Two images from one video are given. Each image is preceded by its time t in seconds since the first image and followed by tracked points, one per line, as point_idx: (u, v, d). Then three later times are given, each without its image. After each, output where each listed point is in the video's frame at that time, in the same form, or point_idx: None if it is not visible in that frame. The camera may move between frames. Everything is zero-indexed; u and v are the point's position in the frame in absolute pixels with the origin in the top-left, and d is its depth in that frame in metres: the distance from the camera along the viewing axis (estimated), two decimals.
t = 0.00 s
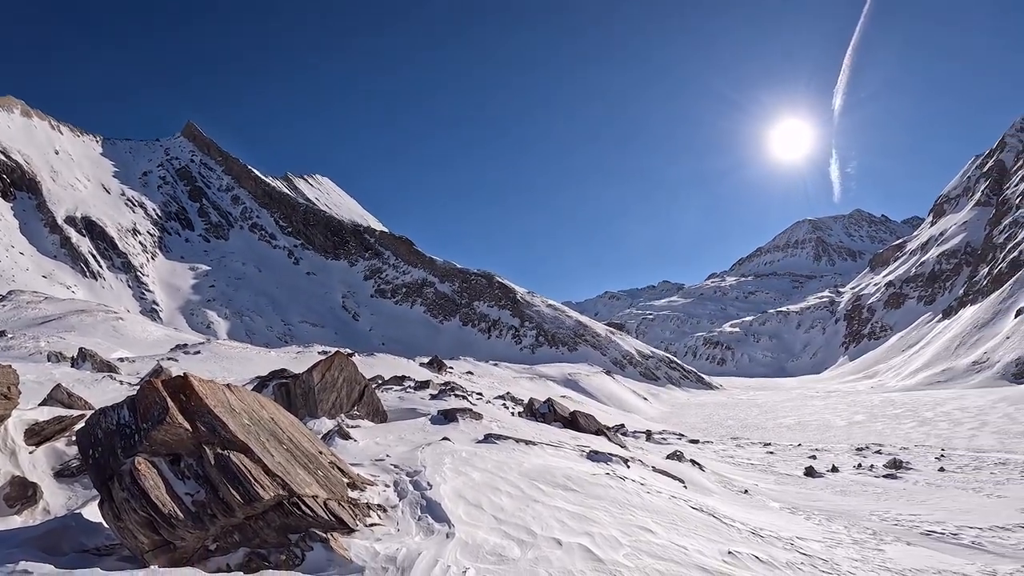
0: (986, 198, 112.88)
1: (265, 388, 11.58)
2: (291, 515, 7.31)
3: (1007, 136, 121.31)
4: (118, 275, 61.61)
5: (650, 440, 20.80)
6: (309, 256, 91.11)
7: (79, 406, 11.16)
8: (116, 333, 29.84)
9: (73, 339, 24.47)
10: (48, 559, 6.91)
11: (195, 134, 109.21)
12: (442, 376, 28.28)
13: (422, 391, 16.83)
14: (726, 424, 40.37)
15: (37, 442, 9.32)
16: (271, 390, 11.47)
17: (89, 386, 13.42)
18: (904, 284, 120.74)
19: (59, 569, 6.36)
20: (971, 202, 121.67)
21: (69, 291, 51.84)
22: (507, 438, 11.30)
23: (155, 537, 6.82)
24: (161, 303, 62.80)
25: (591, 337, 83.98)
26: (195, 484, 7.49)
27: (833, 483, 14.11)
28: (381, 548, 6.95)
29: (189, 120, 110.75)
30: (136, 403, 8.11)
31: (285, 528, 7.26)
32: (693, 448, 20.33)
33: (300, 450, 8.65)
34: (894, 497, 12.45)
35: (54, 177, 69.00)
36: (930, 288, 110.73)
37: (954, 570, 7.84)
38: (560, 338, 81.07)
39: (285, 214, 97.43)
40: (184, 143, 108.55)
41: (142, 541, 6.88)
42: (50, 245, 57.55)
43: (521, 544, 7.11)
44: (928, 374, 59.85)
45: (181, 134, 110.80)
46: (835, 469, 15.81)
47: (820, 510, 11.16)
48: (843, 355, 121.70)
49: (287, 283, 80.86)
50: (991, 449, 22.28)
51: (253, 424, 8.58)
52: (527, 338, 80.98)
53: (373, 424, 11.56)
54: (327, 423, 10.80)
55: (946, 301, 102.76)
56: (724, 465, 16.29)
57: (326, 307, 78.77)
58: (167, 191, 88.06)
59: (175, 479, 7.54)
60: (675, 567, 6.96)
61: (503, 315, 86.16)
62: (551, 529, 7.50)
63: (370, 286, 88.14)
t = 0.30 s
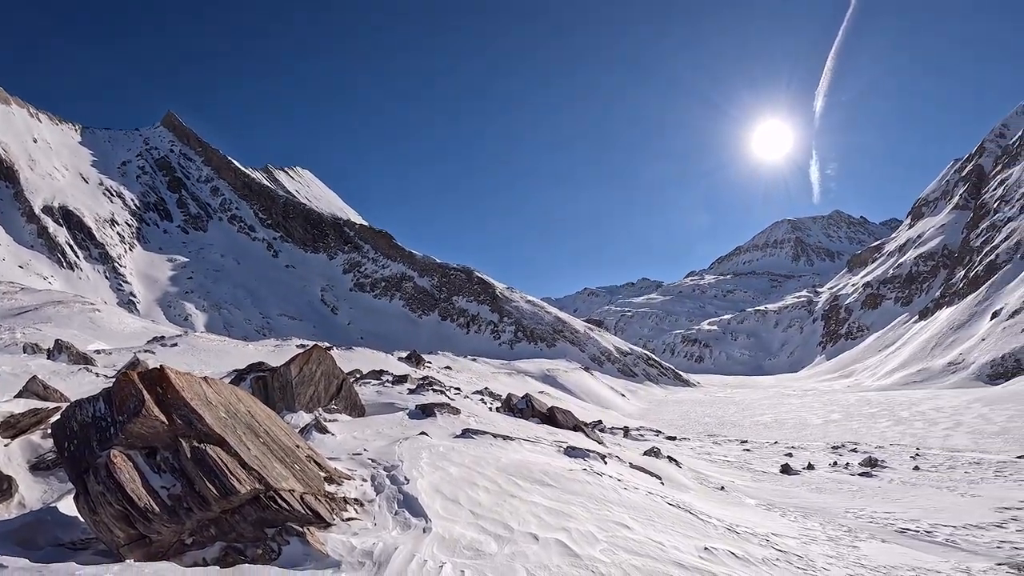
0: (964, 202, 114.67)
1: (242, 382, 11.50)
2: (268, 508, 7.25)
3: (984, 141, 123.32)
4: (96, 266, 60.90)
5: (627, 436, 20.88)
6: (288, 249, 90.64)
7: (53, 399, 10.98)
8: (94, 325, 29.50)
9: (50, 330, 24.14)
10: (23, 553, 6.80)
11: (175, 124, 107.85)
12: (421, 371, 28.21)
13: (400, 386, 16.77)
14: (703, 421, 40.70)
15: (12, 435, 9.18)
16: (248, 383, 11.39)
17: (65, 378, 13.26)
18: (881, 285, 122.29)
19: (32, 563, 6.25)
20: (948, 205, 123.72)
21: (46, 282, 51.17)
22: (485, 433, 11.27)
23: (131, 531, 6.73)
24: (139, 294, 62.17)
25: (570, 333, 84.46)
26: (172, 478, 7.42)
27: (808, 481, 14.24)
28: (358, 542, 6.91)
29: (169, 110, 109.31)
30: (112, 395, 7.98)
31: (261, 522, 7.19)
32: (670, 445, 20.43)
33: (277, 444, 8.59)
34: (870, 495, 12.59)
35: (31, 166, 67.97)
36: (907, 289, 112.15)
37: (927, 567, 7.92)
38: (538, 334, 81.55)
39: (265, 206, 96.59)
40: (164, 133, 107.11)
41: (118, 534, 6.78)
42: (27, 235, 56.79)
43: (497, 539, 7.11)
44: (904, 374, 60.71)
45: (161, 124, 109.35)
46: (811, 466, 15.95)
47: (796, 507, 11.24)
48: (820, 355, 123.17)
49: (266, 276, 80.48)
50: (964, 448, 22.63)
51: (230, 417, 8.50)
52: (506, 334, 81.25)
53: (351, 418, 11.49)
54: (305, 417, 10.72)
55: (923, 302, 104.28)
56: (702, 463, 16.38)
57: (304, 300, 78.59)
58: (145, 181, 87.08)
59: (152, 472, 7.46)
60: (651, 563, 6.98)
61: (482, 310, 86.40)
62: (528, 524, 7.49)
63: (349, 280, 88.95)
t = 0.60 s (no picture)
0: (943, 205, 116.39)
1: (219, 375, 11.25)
2: (245, 503, 7.19)
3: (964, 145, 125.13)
4: (74, 258, 60.09)
5: (605, 433, 20.92)
6: (268, 242, 90.16)
7: (26, 392, 10.79)
8: (71, 317, 29.22)
9: (26, 322, 23.88)
10: None
11: (155, 114, 106.51)
12: (401, 366, 28.13)
13: (379, 380, 16.73)
14: (681, 418, 41.02)
15: None
16: (226, 376, 11.15)
17: (42, 370, 13.16)
18: (859, 286, 123.73)
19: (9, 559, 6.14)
20: (927, 208, 125.52)
21: (23, 273, 50.37)
22: (464, 428, 11.24)
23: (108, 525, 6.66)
24: (117, 286, 61.45)
25: (549, 330, 85.03)
26: (149, 472, 7.34)
27: (785, 478, 14.34)
28: (336, 537, 6.88)
29: (149, 100, 107.72)
30: (87, 388, 7.84)
31: (239, 516, 7.14)
32: (647, 442, 20.52)
33: (256, 439, 8.51)
34: (847, 493, 12.72)
35: (9, 154, 66.85)
36: (885, 290, 113.63)
37: (902, 564, 8.02)
38: (518, 330, 81.92)
39: (244, 199, 96.24)
40: (143, 123, 105.58)
41: (96, 529, 6.72)
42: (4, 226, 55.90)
43: (475, 535, 7.08)
44: (881, 374, 61.46)
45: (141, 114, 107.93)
46: (788, 464, 16.08)
47: (772, 504, 11.33)
48: (798, 353, 124.62)
49: (245, 269, 80.12)
50: (939, 448, 22.89)
51: (206, 410, 8.41)
52: (485, 330, 81.41)
53: (329, 412, 11.41)
54: (283, 411, 10.62)
55: (900, 303, 105.73)
56: (680, 459, 16.44)
57: (283, 294, 78.38)
58: (124, 171, 85.98)
59: (129, 466, 7.38)
60: (628, 558, 7.01)
61: (461, 306, 86.56)
62: (506, 520, 7.48)
63: (329, 274, 88.06)
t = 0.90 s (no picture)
0: (923, 207, 118.01)
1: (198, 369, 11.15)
2: (225, 499, 7.13)
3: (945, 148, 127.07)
4: (52, 249, 59.20)
5: (585, 429, 20.96)
6: (249, 236, 89.76)
7: (0, 386, 10.60)
8: (49, 310, 28.84)
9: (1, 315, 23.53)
10: None
11: (137, 105, 105.25)
12: (383, 361, 28.04)
13: (359, 376, 16.65)
14: (661, 415, 41.30)
15: None
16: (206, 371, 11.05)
17: (19, 363, 13.02)
18: (839, 286, 125.07)
19: None
20: (908, 209, 127.24)
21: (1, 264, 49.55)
22: (444, 424, 11.21)
23: (86, 521, 6.57)
24: (96, 279, 60.68)
25: (530, 326, 85.55)
26: (128, 467, 7.24)
27: (764, 475, 14.46)
28: (316, 532, 6.84)
29: (131, 91, 106.45)
30: (66, 381, 7.70)
31: (218, 512, 7.09)
32: (627, 438, 20.58)
33: (235, 434, 8.45)
34: (825, 490, 12.84)
35: None
36: (864, 290, 114.97)
37: (880, 561, 8.09)
38: (499, 326, 82.03)
39: (226, 191, 95.72)
40: (124, 114, 104.17)
41: (74, 524, 6.58)
42: None
43: (455, 530, 7.09)
44: (859, 373, 62.15)
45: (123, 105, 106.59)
46: (767, 461, 16.19)
47: (751, 501, 11.39)
48: (778, 352, 125.81)
49: (225, 262, 79.65)
50: (917, 447, 23.19)
51: (186, 405, 8.34)
52: (466, 326, 81.01)
53: (309, 408, 11.35)
54: (262, 406, 10.53)
55: (880, 303, 107.01)
56: (660, 456, 16.49)
57: (264, 288, 78.08)
58: (105, 162, 84.91)
59: (107, 461, 7.26)
60: (607, 554, 7.03)
61: (442, 301, 86.38)
62: (486, 515, 7.49)
63: (310, 268, 87.78)
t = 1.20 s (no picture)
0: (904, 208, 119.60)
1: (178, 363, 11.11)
2: (205, 494, 7.08)
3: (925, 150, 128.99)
4: (32, 242, 58.09)
5: (567, 425, 20.97)
6: (230, 229, 89.30)
7: None
8: (27, 303, 28.52)
9: None
10: None
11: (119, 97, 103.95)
12: (365, 357, 27.94)
13: (341, 371, 16.58)
14: (642, 411, 41.58)
15: None
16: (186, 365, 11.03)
17: None
18: (819, 285, 126.43)
19: None
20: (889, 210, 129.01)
21: None
22: (425, 419, 11.18)
23: (66, 517, 6.47)
24: (75, 272, 59.81)
25: (511, 322, 86.17)
26: (108, 462, 7.16)
27: (744, 472, 14.54)
28: (296, 528, 6.82)
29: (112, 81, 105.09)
30: (44, 375, 7.58)
31: (199, 507, 7.01)
32: (608, 435, 20.63)
33: (215, 429, 8.39)
34: (805, 487, 12.95)
35: None
36: (845, 289, 116.29)
37: (858, 556, 8.19)
38: (480, 322, 82.65)
39: (207, 184, 95.11)
40: (105, 105, 102.95)
41: (53, 520, 6.49)
42: None
43: (436, 525, 7.09)
44: (838, 372, 62.94)
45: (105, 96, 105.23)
46: (748, 458, 16.29)
47: (732, 497, 11.46)
48: (759, 350, 127.06)
49: (206, 256, 79.19)
50: (896, 444, 23.45)
51: (166, 399, 8.27)
52: (447, 321, 81.38)
53: (290, 403, 11.30)
54: (243, 401, 10.45)
55: (860, 302, 108.21)
56: (640, 453, 16.55)
57: (246, 282, 77.74)
58: (86, 154, 83.85)
59: (87, 456, 7.17)
60: (588, 550, 7.06)
61: (424, 297, 86.75)
62: (466, 511, 7.49)
63: (292, 262, 87.45)
